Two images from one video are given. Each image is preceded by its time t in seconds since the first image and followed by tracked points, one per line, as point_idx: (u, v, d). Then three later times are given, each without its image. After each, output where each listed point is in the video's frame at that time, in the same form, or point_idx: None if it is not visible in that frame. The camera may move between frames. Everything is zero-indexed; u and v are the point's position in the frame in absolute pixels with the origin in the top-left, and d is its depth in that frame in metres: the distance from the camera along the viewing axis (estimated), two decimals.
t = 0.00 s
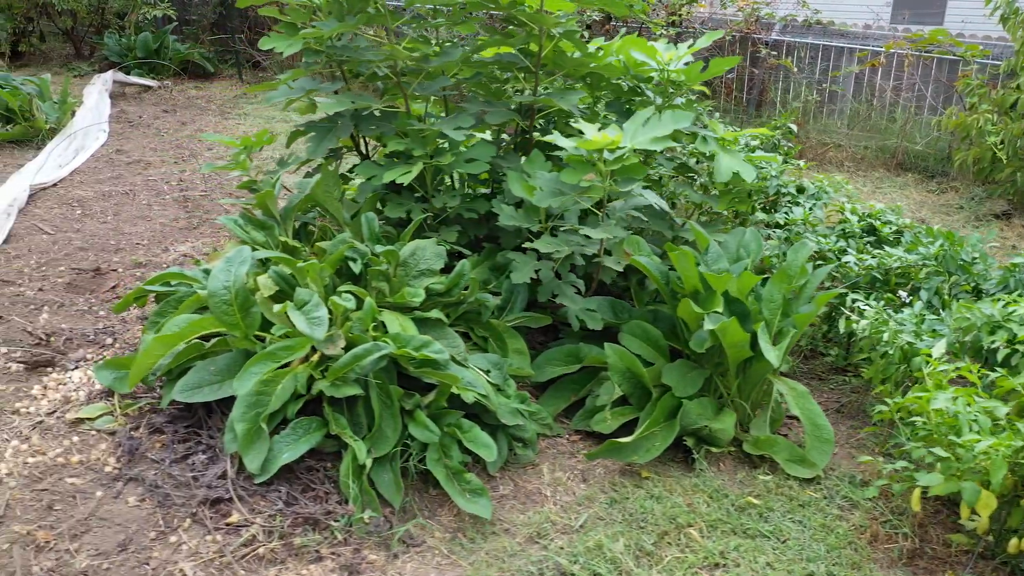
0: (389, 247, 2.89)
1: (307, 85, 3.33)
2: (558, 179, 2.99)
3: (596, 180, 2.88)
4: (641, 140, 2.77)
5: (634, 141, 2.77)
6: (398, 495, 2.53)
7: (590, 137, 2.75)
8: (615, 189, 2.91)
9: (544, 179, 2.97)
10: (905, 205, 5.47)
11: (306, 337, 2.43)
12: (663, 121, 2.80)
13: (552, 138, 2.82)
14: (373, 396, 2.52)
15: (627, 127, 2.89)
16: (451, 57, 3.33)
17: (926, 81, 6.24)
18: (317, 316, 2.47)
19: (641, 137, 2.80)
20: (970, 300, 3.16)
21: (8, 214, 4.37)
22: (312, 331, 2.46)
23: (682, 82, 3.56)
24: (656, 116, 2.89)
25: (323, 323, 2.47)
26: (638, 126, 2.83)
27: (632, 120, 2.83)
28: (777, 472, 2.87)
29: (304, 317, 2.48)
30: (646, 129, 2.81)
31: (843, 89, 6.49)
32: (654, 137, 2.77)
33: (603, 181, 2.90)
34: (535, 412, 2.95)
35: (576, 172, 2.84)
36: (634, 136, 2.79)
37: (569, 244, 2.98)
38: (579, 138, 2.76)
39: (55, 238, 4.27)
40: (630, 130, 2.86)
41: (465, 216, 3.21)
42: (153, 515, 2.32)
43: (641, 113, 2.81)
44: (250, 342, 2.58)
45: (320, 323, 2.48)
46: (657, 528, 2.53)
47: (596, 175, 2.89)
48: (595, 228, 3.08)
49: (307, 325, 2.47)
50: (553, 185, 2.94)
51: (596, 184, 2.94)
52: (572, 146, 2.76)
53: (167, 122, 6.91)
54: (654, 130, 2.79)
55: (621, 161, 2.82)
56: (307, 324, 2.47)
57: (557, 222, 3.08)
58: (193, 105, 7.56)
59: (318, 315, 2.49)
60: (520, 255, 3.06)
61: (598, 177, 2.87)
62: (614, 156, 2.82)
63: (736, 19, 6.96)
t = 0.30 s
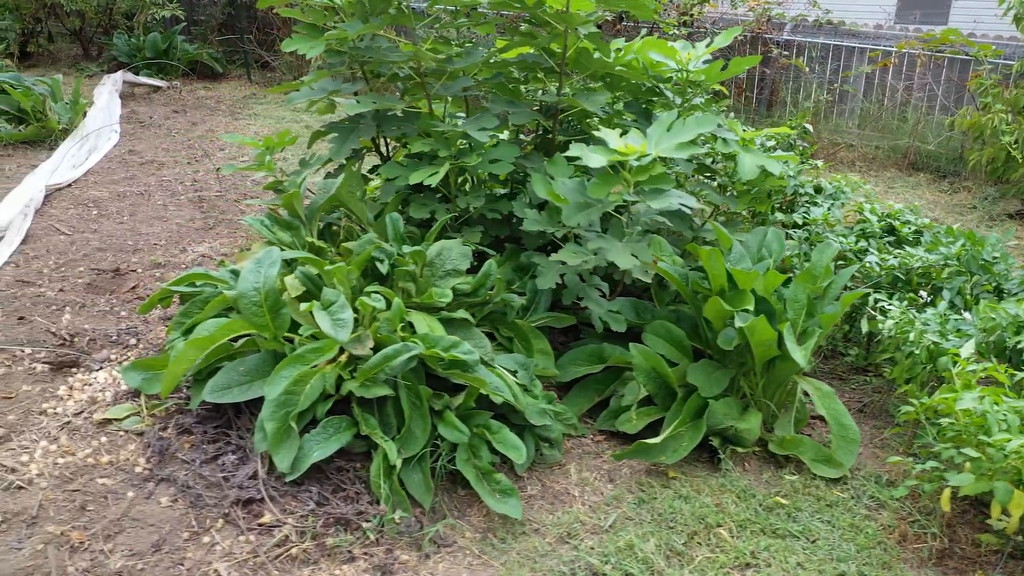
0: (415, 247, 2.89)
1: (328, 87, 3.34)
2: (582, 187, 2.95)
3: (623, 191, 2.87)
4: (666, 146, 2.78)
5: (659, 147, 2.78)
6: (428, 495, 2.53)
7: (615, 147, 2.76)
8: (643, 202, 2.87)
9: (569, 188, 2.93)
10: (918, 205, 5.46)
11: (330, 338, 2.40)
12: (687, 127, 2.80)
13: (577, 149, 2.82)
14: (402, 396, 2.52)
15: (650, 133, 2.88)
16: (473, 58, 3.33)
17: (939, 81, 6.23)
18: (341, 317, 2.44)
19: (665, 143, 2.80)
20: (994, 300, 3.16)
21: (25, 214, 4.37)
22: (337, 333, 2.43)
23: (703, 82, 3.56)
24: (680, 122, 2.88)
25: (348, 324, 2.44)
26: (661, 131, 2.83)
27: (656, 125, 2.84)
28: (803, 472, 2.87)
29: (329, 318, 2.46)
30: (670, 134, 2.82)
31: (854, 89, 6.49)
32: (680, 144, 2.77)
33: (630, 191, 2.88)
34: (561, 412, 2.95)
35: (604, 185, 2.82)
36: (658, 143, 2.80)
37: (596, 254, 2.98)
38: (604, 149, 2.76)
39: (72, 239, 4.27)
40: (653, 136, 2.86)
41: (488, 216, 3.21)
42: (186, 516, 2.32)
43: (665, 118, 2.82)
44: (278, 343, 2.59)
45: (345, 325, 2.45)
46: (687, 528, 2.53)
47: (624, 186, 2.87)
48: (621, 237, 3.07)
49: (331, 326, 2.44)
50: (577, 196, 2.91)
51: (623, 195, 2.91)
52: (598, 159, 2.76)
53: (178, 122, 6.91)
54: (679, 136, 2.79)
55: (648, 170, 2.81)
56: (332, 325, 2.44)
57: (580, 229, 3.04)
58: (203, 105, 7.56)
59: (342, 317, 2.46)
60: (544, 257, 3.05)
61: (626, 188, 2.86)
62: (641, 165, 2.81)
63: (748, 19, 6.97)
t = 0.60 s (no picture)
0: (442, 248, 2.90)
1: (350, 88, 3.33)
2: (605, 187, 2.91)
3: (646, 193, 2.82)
4: (688, 147, 2.72)
5: (680, 149, 2.74)
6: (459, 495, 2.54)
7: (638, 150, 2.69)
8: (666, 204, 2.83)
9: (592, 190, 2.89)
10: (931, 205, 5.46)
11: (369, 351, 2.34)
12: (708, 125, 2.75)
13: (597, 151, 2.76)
14: (433, 396, 2.52)
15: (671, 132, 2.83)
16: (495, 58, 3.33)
17: (951, 81, 6.22)
18: (381, 330, 2.38)
19: (687, 143, 2.75)
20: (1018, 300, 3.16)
21: (43, 215, 4.38)
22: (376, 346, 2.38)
23: (725, 83, 3.56)
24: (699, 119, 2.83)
25: (387, 337, 2.39)
26: (682, 131, 2.78)
27: (676, 125, 2.79)
28: (830, 472, 2.88)
29: (368, 329, 2.41)
30: (690, 134, 2.78)
31: (866, 89, 6.49)
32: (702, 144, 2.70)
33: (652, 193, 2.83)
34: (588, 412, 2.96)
35: (627, 187, 2.77)
36: (679, 143, 2.76)
37: (621, 256, 2.94)
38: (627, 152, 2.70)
39: (91, 239, 4.27)
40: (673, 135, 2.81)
41: (512, 216, 3.21)
42: (221, 516, 2.32)
43: (684, 117, 2.77)
44: (308, 344, 2.60)
45: (384, 337, 2.40)
46: (718, 527, 2.54)
47: (646, 187, 2.82)
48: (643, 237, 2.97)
49: (370, 338, 2.39)
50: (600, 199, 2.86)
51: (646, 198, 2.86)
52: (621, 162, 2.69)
53: (189, 122, 6.91)
54: (700, 135, 2.73)
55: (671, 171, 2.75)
56: (371, 336, 2.39)
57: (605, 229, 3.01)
58: (213, 105, 7.56)
59: (381, 329, 2.41)
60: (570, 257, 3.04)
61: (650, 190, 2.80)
62: (663, 167, 2.76)
63: (759, 19, 6.97)
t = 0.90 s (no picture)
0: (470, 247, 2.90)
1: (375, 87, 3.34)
2: (633, 182, 2.86)
3: (676, 186, 2.77)
4: (714, 139, 2.65)
5: (707, 141, 2.67)
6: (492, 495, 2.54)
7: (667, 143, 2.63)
8: (696, 196, 2.78)
9: (620, 185, 2.85)
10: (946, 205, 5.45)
11: (406, 356, 2.36)
12: (733, 116, 2.67)
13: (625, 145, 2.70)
14: (466, 397, 2.52)
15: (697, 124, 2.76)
16: (522, 59, 3.33)
17: (965, 81, 6.22)
18: (417, 336, 2.39)
19: (714, 135, 2.68)
20: None
21: (61, 214, 4.38)
22: (412, 351, 2.39)
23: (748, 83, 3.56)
24: (726, 109, 2.76)
25: (423, 343, 2.40)
26: (708, 122, 2.70)
27: (702, 118, 2.72)
28: (858, 472, 2.88)
29: (404, 334, 2.42)
30: (716, 126, 2.70)
31: (879, 89, 6.49)
32: (728, 135, 2.63)
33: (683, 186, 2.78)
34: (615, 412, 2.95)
35: (656, 180, 2.72)
36: (706, 136, 2.68)
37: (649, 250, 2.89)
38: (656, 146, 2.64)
39: (110, 239, 4.27)
40: (699, 127, 2.74)
41: (537, 217, 3.21)
42: (256, 516, 2.32)
43: (710, 110, 2.69)
44: (340, 344, 2.60)
45: (420, 343, 2.40)
46: (751, 527, 2.54)
47: (675, 180, 2.77)
48: (671, 231, 2.93)
49: (406, 344, 2.39)
50: (630, 192, 2.83)
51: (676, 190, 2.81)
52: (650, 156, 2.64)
53: (201, 122, 6.91)
54: (725, 126, 2.66)
55: (699, 164, 2.69)
56: (407, 342, 2.40)
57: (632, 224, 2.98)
58: (223, 106, 7.56)
59: (417, 334, 2.42)
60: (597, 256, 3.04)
61: (679, 182, 2.75)
62: (691, 159, 2.71)
63: (771, 19, 6.97)
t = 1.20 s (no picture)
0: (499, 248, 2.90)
1: (400, 88, 3.34)
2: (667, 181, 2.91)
3: (713, 185, 2.80)
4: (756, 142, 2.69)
5: (749, 143, 2.71)
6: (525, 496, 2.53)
7: (708, 143, 2.66)
8: (732, 196, 2.81)
9: (655, 184, 2.89)
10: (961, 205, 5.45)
11: (445, 349, 2.40)
12: (775, 120, 2.71)
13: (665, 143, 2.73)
14: (499, 397, 2.53)
15: (737, 127, 2.80)
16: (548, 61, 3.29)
17: (979, 82, 6.22)
18: (455, 329, 2.44)
19: (756, 137, 2.72)
20: None
21: (80, 215, 4.38)
22: (451, 344, 2.43)
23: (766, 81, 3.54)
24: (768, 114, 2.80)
25: (462, 335, 2.45)
26: (749, 124, 2.74)
27: (743, 122, 2.76)
28: (887, 472, 2.88)
29: (442, 329, 2.45)
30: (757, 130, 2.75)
31: (891, 89, 6.49)
32: (771, 138, 2.67)
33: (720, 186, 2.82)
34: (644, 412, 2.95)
35: (695, 178, 2.75)
36: (746, 138, 2.73)
37: (683, 247, 2.92)
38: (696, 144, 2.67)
39: (129, 240, 4.27)
40: (740, 129, 2.78)
41: (563, 217, 3.21)
42: (292, 517, 2.32)
43: (752, 114, 2.73)
44: (371, 345, 2.60)
45: (458, 336, 2.45)
46: (784, 527, 2.54)
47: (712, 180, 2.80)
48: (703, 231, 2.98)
49: (445, 337, 2.44)
50: (665, 190, 2.85)
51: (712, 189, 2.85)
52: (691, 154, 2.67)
53: (212, 123, 6.91)
54: (768, 129, 2.70)
55: (739, 165, 2.73)
56: (445, 336, 2.44)
57: (661, 225, 2.99)
58: (234, 106, 7.56)
59: (455, 328, 2.46)
60: (625, 256, 3.04)
61: (717, 181, 2.79)
62: (730, 159, 2.75)
63: (783, 20, 6.97)
